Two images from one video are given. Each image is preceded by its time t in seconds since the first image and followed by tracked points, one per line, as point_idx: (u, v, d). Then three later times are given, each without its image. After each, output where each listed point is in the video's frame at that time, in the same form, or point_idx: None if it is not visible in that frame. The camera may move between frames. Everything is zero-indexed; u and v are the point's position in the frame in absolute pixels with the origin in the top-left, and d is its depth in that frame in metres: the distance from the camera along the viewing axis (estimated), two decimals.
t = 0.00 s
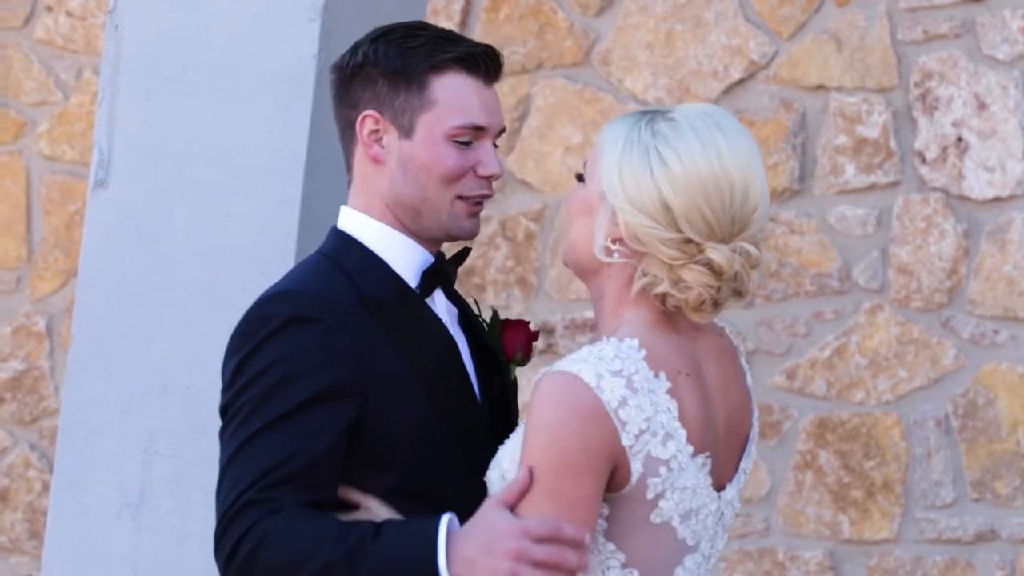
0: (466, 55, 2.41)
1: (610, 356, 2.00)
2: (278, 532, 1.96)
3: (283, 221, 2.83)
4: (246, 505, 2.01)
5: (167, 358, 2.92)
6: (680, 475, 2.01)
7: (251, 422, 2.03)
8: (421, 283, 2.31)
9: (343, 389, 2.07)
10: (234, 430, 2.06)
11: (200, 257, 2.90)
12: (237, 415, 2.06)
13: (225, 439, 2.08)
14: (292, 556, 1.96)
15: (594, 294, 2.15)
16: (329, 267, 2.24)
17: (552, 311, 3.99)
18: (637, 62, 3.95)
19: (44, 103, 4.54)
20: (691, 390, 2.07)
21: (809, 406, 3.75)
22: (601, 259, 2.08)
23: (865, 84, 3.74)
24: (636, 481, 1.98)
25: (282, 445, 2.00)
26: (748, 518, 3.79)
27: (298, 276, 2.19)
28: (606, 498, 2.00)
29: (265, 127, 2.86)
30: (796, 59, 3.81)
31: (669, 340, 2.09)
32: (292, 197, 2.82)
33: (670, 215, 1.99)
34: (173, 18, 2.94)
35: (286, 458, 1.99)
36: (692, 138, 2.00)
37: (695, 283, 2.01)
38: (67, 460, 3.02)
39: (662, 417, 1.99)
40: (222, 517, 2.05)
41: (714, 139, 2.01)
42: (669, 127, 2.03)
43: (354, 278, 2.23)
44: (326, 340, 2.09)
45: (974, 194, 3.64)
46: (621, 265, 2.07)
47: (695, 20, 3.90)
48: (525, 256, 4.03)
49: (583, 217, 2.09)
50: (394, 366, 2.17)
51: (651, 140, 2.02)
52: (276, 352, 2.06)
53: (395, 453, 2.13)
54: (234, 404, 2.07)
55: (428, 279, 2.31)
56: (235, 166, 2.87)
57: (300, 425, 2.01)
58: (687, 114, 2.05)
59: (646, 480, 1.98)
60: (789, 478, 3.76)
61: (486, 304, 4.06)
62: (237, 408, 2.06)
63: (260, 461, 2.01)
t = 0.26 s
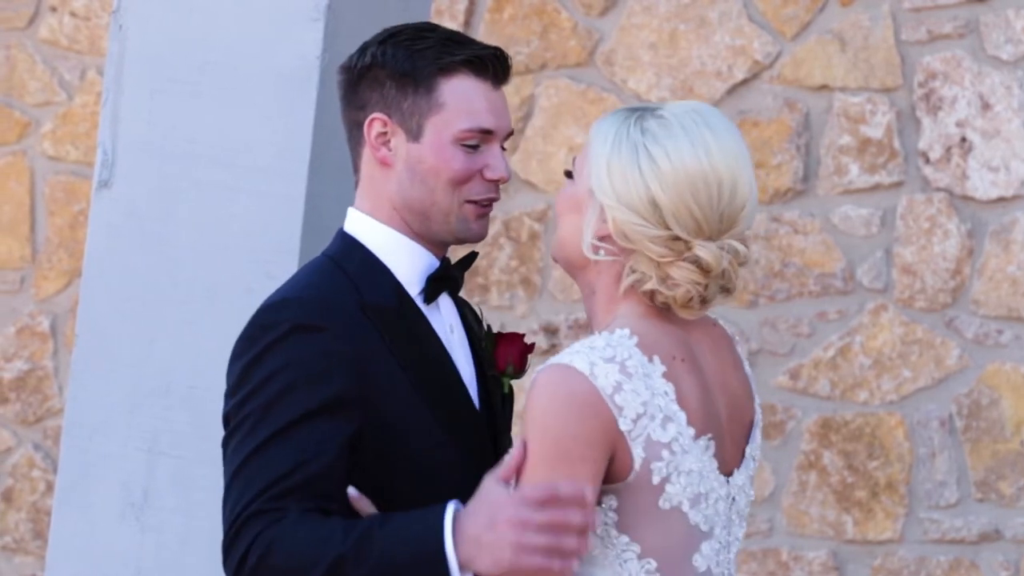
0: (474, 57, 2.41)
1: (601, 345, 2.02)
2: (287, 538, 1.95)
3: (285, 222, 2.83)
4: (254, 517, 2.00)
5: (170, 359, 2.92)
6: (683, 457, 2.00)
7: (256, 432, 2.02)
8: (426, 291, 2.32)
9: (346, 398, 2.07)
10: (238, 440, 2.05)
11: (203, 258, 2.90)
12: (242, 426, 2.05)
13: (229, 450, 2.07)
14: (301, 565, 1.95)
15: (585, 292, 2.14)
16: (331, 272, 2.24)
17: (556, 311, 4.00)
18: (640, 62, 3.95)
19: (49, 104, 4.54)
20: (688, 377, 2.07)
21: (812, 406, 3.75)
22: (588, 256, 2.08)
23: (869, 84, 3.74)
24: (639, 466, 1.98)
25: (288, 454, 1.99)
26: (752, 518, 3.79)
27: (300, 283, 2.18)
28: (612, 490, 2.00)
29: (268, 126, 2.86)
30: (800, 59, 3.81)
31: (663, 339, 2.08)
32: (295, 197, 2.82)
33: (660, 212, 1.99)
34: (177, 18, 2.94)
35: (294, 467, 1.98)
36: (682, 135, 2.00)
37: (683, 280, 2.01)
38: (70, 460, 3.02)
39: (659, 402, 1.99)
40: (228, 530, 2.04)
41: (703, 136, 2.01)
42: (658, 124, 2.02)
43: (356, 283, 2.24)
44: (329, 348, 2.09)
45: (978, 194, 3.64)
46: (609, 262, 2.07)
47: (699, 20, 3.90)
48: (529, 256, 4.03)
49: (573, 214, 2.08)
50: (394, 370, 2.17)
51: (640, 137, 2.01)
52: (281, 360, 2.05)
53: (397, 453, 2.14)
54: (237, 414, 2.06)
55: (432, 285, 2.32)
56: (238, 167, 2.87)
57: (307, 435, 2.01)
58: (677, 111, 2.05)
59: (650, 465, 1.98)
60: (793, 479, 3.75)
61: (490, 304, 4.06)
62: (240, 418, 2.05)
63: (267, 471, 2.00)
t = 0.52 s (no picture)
0: (475, 57, 2.40)
1: (660, 344, 1.98)
2: (311, 541, 1.96)
3: (289, 221, 2.82)
4: (270, 515, 2.01)
5: (173, 360, 2.92)
6: (733, 462, 1.97)
7: (262, 429, 2.03)
8: (426, 289, 2.30)
9: (350, 391, 2.07)
10: (246, 439, 2.06)
11: (208, 258, 2.90)
12: (248, 423, 2.06)
13: (237, 448, 2.08)
14: (321, 562, 1.96)
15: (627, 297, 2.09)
16: (334, 271, 2.24)
17: (560, 311, 4.00)
18: (645, 62, 3.95)
19: (54, 104, 4.54)
20: (739, 379, 2.03)
21: (817, 406, 3.75)
22: (630, 256, 2.02)
23: (874, 84, 3.74)
24: (689, 468, 1.95)
25: (297, 452, 2.00)
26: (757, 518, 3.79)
27: (302, 280, 2.19)
28: (659, 489, 1.97)
29: (272, 127, 2.86)
30: (805, 59, 3.81)
31: (709, 328, 2.04)
32: (300, 197, 2.81)
33: (692, 195, 1.95)
34: (181, 18, 2.94)
35: (304, 463, 1.99)
36: (699, 117, 1.97)
37: (729, 256, 1.97)
38: (75, 460, 3.03)
39: (714, 403, 1.95)
40: (242, 529, 2.05)
41: (721, 116, 1.98)
42: (674, 110, 2.00)
43: (358, 281, 2.23)
44: (334, 344, 2.10)
45: (983, 194, 3.64)
46: (649, 257, 2.02)
47: (704, 20, 3.90)
48: (534, 256, 4.03)
49: (604, 220, 2.03)
50: (397, 367, 2.17)
51: (658, 125, 1.99)
52: (285, 357, 2.06)
53: (402, 450, 2.13)
54: (244, 411, 2.07)
55: (432, 284, 2.31)
56: (242, 167, 2.87)
57: (314, 429, 2.01)
58: (691, 95, 2.02)
59: (700, 467, 1.95)
60: (798, 479, 3.75)
61: (495, 304, 4.07)
62: (246, 416, 2.06)
63: (277, 468, 2.01)
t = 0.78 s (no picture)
0: (474, 55, 2.39)
1: (716, 342, 2.04)
2: (316, 545, 1.96)
3: (292, 221, 2.82)
4: (270, 517, 2.00)
5: (176, 360, 2.93)
6: (788, 457, 2.03)
7: (264, 429, 2.02)
8: (428, 289, 2.29)
9: (352, 389, 2.06)
10: (248, 439, 2.05)
11: (212, 258, 2.90)
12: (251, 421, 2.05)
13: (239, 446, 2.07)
14: (324, 566, 1.96)
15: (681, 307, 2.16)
16: (334, 270, 2.23)
17: (564, 311, 4.01)
18: (648, 62, 3.95)
19: (57, 104, 4.55)
20: (793, 377, 2.08)
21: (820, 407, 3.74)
22: (677, 256, 2.10)
23: (877, 85, 3.74)
24: (746, 463, 2.00)
25: (299, 453, 1.99)
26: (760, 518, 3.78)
27: (304, 279, 2.18)
28: (712, 484, 2.03)
29: (275, 127, 2.86)
30: (808, 59, 3.80)
31: (759, 316, 2.12)
32: (304, 196, 2.82)
33: (725, 180, 2.02)
34: (184, 17, 2.94)
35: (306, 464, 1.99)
36: (714, 105, 2.06)
37: (774, 229, 2.04)
38: (79, 460, 3.03)
39: (770, 400, 2.01)
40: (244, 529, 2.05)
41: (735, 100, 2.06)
42: (689, 106, 2.08)
43: (359, 279, 2.22)
44: (338, 344, 2.09)
45: (986, 194, 3.65)
46: (694, 252, 2.09)
47: (707, 20, 3.90)
48: (537, 256, 4.03)
49: (646, 226, 2.10)
50: (399, 364, 2.16)
51: (677, 123, 2.07)
52: (287, 356, 2.05)
53: (404, 447, 2.13)
54: (245, 411, 2.06)
55: (434, 283, 2.29)
56: (246, 166, 2.88)
57: (316, 429, 2.01)
58: (701, 89, 2.11)
59: (755, 463, 2.01)
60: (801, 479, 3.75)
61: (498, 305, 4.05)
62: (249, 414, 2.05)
63: (279, 469, 2.00)
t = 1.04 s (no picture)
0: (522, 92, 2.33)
1: (767, 337, 2.04)
2: (315, 551, 1.93)
3: (295, 221, 2.83)
4: (268, 522, 1.98)
5: (178, 360, 2.93)
6: (840, 452, 2.04)
7: (264, 432, 2.00)
8: (426, 294, 2.27)
9: (354, 396, 2.04)
10: (246, 440, 2.03)
11: (213, 257, 2.90)
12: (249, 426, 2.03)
13: (238, 450, 2.05)
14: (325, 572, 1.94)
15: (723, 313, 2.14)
16: (335, 271, 2.21)
17: (565, 311, 4.00)
18: (651, 62, 3.95)
19: (59, 104, 4.54)
20: (842, 372, 2.10)
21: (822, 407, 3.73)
22: (711, 261, 2.09)
23: (879, 84, 3.74)
24: (799, 459, 2.01)
25: (298, 458, 1.97)
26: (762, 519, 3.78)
27: (302, 282, 2.16)
28: (766, 480, 2.02)
29: (277, 127, 2.86)
30: (810, 59, 3.80)
31: (796, 313, 2.11)
32: (306, 197, 2.82)
33: (746, 178, 2.02)
34: (186, 18, 2.94)
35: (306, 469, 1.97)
36: (721, 105, 2.06)
37: (802, 216, 2.03)
38: (80, 460, 3.03)
39: (822, 395, 2.02)
40: (242, 532, 2.02)
41: (740, 97, 2.07)
42: (697, 111, 2.09)
43: (362, 285, 2.19)
44: (339, 348, 2.07)
45: (988, 194, 3.65)
46: (728, 253, 2.08)
47: (709, 20, 3.90)
48: (539, 256, 4.02)
49: (676, 236, 2.09)
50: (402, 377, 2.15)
51: (688, 129, 2.08)
52: (288, 360, 2.03)
53: (400, 455, 2.11)
54: (243, 411, 2.04)
55: (432, 289, 2.27)
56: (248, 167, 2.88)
57: (317, 433, 1.99)
58: (706, 94, 2.11)
59: (808, 458, 2.01)
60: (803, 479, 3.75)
61: (499, 305, 4.04)
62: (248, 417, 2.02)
63: (278, 473, 1.98)
